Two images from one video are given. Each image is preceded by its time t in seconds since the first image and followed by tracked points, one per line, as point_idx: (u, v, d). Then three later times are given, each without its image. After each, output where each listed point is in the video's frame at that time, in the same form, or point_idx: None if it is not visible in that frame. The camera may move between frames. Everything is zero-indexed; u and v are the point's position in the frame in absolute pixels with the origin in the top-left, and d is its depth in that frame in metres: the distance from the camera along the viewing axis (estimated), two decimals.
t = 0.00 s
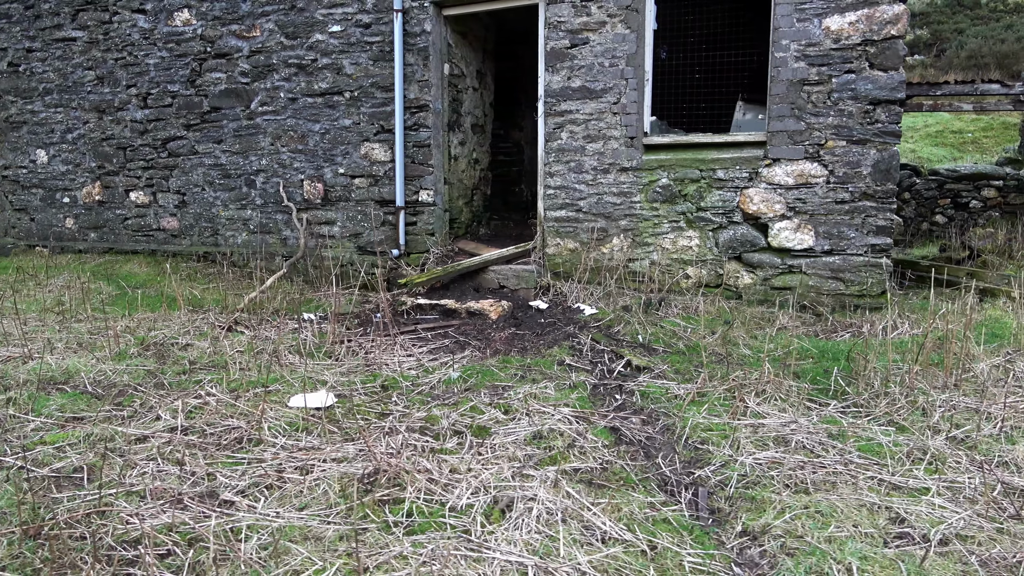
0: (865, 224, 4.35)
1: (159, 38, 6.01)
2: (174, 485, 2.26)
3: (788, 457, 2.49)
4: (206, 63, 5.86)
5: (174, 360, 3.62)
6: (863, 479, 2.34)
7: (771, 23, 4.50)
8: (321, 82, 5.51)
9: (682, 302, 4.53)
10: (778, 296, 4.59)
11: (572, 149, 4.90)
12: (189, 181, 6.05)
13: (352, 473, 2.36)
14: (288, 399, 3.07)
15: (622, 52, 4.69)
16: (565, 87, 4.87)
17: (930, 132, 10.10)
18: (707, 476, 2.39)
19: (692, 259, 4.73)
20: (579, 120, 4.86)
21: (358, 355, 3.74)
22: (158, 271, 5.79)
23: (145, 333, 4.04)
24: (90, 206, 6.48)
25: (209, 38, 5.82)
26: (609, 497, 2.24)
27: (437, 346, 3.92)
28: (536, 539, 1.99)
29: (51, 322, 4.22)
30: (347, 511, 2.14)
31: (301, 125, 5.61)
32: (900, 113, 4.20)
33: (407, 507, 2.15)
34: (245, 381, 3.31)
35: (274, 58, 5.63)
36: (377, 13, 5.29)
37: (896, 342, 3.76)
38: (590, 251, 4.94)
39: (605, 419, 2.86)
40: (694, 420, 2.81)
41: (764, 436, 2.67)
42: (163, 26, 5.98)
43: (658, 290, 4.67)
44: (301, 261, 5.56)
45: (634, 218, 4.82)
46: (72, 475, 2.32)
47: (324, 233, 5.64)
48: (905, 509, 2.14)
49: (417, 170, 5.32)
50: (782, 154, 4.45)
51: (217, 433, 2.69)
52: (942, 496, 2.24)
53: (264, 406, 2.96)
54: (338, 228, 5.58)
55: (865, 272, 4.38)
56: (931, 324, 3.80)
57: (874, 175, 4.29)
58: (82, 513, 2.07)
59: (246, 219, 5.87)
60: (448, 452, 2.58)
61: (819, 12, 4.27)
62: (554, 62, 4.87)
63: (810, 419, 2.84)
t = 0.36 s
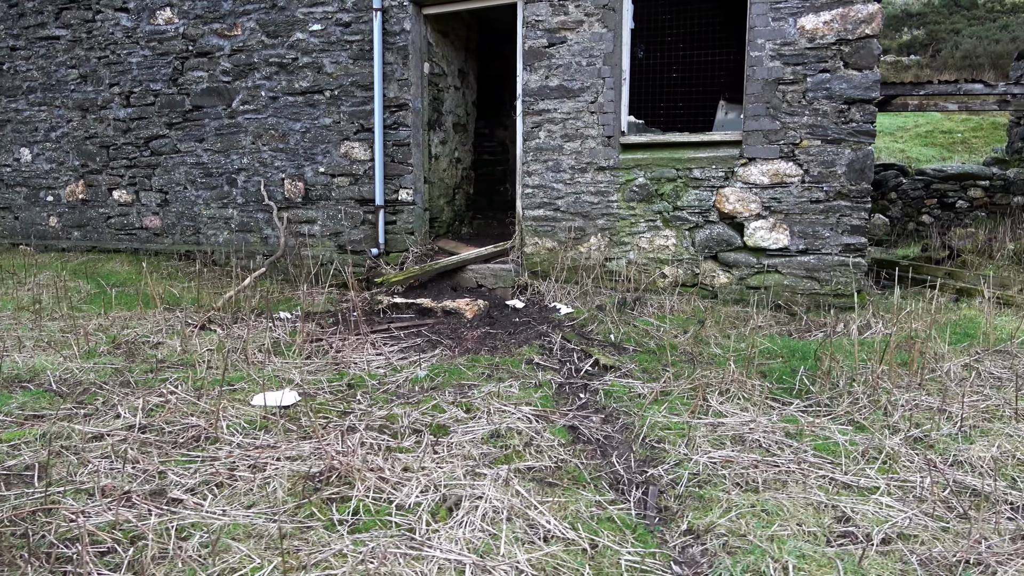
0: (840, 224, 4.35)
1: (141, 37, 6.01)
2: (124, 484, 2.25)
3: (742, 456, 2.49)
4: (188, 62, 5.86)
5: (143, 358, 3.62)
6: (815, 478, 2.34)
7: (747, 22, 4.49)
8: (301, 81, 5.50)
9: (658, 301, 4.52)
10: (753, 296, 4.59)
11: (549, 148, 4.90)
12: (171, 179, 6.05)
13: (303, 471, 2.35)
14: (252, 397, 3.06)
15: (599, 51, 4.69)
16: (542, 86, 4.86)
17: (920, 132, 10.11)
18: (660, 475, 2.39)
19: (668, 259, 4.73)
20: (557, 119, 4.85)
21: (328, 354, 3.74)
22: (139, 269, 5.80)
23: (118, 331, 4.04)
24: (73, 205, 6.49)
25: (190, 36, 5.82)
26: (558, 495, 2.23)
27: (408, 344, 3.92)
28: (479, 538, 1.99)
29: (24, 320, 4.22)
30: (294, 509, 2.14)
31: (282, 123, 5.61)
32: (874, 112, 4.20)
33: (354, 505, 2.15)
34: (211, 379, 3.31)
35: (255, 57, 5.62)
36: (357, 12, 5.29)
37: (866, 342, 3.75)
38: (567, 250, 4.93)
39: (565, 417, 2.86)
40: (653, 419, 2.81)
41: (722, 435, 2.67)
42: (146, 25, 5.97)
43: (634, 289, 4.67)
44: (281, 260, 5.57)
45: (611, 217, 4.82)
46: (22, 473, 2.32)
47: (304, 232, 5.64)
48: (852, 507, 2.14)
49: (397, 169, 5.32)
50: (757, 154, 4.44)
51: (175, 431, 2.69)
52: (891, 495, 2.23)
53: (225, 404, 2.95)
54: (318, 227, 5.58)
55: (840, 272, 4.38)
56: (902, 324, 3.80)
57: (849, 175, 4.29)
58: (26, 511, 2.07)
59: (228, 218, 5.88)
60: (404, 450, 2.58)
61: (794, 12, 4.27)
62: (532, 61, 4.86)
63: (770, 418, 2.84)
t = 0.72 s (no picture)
0: (819, 232, 4.36)
1: (128, 43, 6.03)
2: (84, 492, 2.26)
3: (705, 466, 2.49)
4: (174, 68, 5.87)
5: (118, 365, 3.62)
6: (775, 488, 2.34)
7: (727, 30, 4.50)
8: (286, 87, 5.52)
9: (638, 309, 4.53)
10: (733, 304, 4.59)
11: (532, 155, 4.91)
12: (158, 186, 6.07)
13: (264, 480, 2.36)
14: (223, 406, 3.06)
15: (580, 59, 4.70)
16: (525, 93, 4.88)
17: (911, 139, 10.14)
18: (621, 485, 2.39)
19: (649, 266, 4.74)
20: (539, 126, 4.87)
21: (304, 361, 3.74)
22: (124, 275, 5.81)
23: (96, 338, 4.04)
24: (61, 210, 6.50)
25: (177, 43, 5.83)
26: (516, 505, 2.24)
27: (386, 352, 3.92)
28: (433, 548, 1.99)
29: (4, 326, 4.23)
30: (252, 519, 2.15)
31: (267, 130, 5.62)
32: (853, 120, 4.21)
33: (311, 515, 2.16)
34: (184, 387, 3.31)
35: (241, 63, 5.64)
36: (342, 19, 5.30)
37: (841, 350, 3.76)
38: (549, 257, 4.94)
39: (533, 426, 2.86)
40: (620, 428, 2.82)
41: (688, 444, 2.68)
42: (133, 31, 5.99)
43: (615, 296, 4.67)
44: (265, 267, 5.58)
45: (592, 225, 4.83)
46: None
47: (289, 238, 5.65)
48: (809, 518, 2.14)
49: (381, 176, 5.34)
50: (737, 162, 4.46)
51: (142, 440, 2.70)
52: (849, 507, 2.24)
53: (194, 412, 2.96)
54: (303, 234, 5.59)
55: (819, 280, 4.39)
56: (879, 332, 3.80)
57: (828, 183, 4.30)
58: None
59: (213, 224, 5.89)
60: (370, 459, 2.58)
61: (773, 20, 4.28)
62: (514, 68, 4.88)
63: (738, 427, 2.84)
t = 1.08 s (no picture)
0: (796, 279, 4.41)
1: (125, 93, 6.18)
2: (47, 537, 2.27)
3: (670, 512, 2.49)
4: (169, 118, 6.01)
5: (97, 409, 3.64)
6: (738, 534, 2.34)
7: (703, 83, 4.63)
8: (277, 136, 5.64)
9: (619, 355, 4.55)
10: (713, 350, 4.63)
11: (515, 203, 5.00)
12: (149, 232, 6.15)
13: (228, 525, 2.36)
14: (196, 450, 3.07)
15: (562, 110, 4.82)
16: (508, 143, 4.99)
17: (897, 188, 10.31)
18: (585, 531, 2.40)
19: (630, 312, 4.79)
20: (521, 175, 4.96)
21: (282, 406, 3.76)
22: (113, 320, 5.85)
23: (78, 382, 4.07)
24: (53, 255, 6.58)
25: (172, 93, 5.98)
26: (477, 551, 2.24)
27: (365, 397, 3.94)
28: None
29: None
30: (211, 564, 2.15)
31: (257, 177, 5.72)
32: (826, 170, 4.30)
33: (271, 560, 2.16)
34: (159, 431, 3.33)
35: (233, 113, 5.77)
36: (332, 71, 5.45)
37: (817, 397, 3.77)
38: (532, 303, 4.99)
39: (503, 472, 2.87)
40: (589, 473, 2.83)
41: (655, 490, 2.68)
42: (130, 82, 6.15)
43: (595, 343, 4.71)
44: (252, 312, 5.62)
45: (574, 271, 4.89)
46: None
47: (276, 284, 5.71)
48: (768, 565, 2.15)
49: (367, 223, 5.42)
50: (715, 211, 4.53)
51: (111, 484, 2.71)
52: (809, 553, 2.24)
53: (166, 456, 2.97)
54: (290, 279, 5.65)
55: (797, 327, 4.43)
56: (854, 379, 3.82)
57: (803, 231, 4.37)
58: None
59: (202, 270, 5.96)
60: (337, 504, 2.59)
61: (747, 73, 4.42)
62: (498, 119, 5.00)
63: (707, 473, 2.85)
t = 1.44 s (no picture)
0: (766, 291, 4.51)
1: (113, 107, 6.28)
2: (15, 536, 2.33)
3: (626, 514, 2.57)
4: (156, 131, 6.10)
5: (75, 416, 3.70)
6: (689, 535, 2.42)
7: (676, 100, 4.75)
8: (262, 150, 5.74)
9: (593, 365, 4.64)
10: (686, 360, 4.71)
11: (493, 217, 5.09)
12: (135, 244, 6.23)
13: (195, 525, 2.43)
14: (170, 455, 3.13)
15: (539, 126, 4.93)
16: (487, 158, 5.09)
17: (879, 204, 10.45)
18: (542, 532, 2.47)
19: (605, 323, 4.87)
20: (500, 189, 5.07)
21: (259, 414, 3.82)
22: (97, 330, 5.91)
23: (58, 390, 4.13)
24: (40, 266, 6.65)
25: (159, 107, 6.08)
26: (435, 550, 2.32)
27: (341, 405, 4.01)
28: None
29: None
30: (175, 562, 2.22)
31: (242, 190, 5.81)
32: (795, 185, 4.41)
33: (233, 558, 2.23)
34: (135, 437, 3.39)
35: (218, 127, 5.87)
36: (316, 87, 5.56)
37: (783, 406, 3.86)
38: (510, 314, 5.07)
39: (468, 476, 2.94)
40: (552, 478, 2.90)
41: (615, 493, 2.76)
42: (118, 96, 6.25)
43: (571, 353, 4.79)
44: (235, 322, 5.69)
45: (551, 283, 4.97)
46: None
47: (260, 295, 5.78)
48: (714, 563, 2.22)
49: (349, 235, 5.51)
50: (688, 224, 4.63)
51: (83, 486, 2.77)
52: (756, 552, 2.32)
53: (139, 461, 3.03)
54: (273, 291, 5.73)
55: (767, 337, 4.51)
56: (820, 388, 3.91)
57: (773, 244, 4.47)
58: None
59: (187, 281, 6.03)
60: (303, 506, 2.65)
61: (719, 91, 4.53)
62: (477, 134, 5.11)
63: (667, 478, 2.93)
